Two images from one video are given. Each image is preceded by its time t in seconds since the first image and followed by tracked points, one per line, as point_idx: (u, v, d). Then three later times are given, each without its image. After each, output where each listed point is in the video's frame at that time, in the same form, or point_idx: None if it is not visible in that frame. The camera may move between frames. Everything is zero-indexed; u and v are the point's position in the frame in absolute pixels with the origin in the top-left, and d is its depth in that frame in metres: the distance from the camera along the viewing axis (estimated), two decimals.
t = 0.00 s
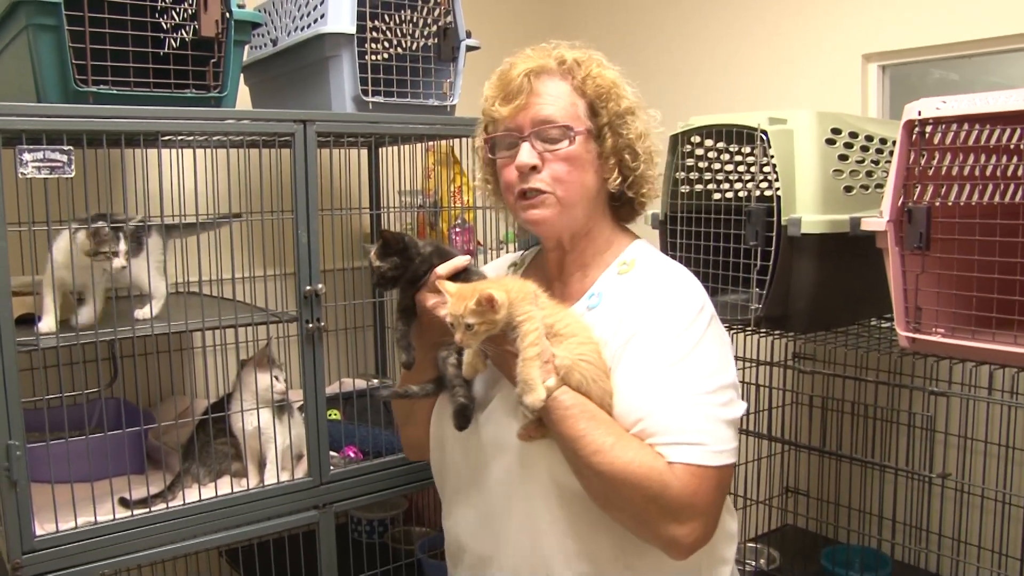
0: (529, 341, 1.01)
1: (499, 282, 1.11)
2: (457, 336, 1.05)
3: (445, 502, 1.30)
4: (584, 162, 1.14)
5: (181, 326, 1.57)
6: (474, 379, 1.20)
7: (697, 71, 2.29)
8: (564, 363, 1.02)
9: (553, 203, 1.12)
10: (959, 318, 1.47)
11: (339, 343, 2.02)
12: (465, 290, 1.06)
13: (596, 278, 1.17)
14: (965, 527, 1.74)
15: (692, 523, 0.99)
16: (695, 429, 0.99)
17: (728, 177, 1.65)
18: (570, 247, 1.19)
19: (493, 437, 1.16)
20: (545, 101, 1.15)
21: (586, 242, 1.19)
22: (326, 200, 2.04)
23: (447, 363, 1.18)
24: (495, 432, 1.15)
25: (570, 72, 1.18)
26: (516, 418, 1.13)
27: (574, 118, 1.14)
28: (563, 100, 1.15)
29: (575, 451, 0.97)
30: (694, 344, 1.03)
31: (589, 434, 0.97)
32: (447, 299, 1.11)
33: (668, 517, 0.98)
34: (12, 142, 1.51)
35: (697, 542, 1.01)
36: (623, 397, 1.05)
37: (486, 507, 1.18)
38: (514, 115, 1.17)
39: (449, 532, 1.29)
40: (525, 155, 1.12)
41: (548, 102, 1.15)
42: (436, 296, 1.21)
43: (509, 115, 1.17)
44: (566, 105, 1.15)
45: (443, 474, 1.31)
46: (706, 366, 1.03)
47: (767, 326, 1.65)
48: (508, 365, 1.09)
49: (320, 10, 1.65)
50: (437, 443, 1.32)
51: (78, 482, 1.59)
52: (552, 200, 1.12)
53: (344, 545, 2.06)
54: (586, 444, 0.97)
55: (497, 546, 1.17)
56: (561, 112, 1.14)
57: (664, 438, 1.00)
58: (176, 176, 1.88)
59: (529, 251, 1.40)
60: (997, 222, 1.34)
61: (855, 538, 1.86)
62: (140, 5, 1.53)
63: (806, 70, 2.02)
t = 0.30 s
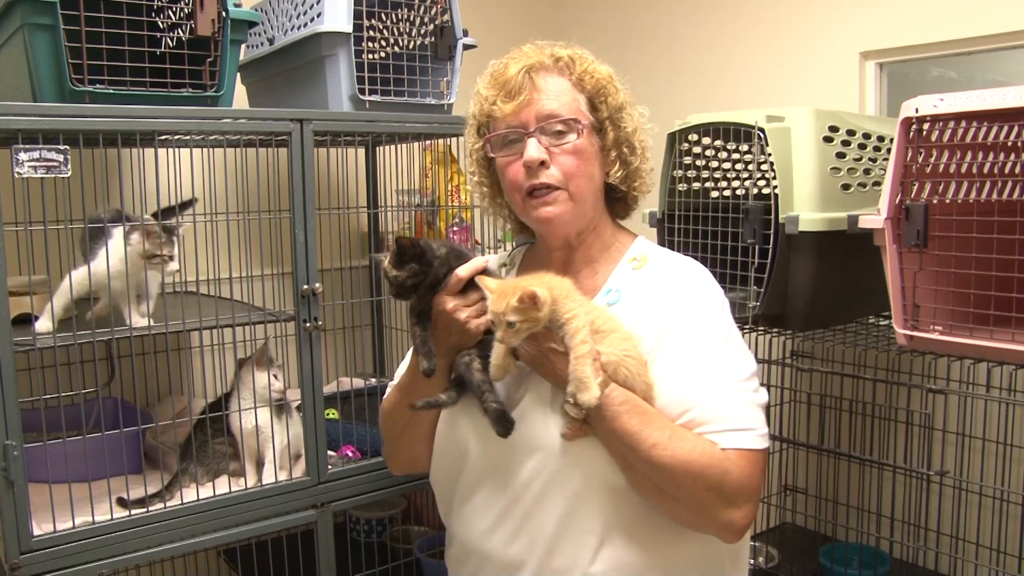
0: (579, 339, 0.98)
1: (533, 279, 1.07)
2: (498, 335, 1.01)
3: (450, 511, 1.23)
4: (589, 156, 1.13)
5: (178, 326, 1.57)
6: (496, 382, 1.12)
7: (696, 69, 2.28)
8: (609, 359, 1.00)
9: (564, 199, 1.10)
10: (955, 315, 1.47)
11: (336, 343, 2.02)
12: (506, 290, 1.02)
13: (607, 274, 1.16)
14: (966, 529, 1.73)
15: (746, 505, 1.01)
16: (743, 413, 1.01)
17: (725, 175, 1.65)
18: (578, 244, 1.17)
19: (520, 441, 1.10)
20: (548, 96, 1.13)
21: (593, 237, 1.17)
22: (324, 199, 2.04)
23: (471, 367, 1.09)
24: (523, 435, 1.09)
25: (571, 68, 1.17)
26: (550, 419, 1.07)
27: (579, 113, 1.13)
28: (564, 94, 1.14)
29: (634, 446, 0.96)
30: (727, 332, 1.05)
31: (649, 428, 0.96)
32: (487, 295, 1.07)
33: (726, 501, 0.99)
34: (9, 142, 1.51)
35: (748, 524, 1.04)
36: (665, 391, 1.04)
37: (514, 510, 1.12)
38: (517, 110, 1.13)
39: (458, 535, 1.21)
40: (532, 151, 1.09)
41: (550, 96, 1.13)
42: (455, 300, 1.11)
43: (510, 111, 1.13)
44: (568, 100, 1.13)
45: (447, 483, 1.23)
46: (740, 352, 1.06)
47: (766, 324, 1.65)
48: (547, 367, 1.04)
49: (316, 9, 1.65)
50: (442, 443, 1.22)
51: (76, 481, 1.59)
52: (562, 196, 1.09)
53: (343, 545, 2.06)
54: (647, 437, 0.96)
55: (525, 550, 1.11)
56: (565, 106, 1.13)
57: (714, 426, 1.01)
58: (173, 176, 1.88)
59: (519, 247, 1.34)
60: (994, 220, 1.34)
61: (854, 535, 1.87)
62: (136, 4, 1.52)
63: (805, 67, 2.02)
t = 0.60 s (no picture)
0: (611, 339, 0.98)
1: (560, 278, 1.07)
2: (529, 336, 1.01)
3: (466, 517, 1.21)
4: (604, 153, 1.12)
5: (174, 326, 1.56)
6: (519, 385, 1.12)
7: (695, 68, 2.28)
8: (638, 359, 1.00)
9: (577, 194, 1.09)
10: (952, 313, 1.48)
11: (334, 342, 2.02)
12: (535, 291, 1.01)
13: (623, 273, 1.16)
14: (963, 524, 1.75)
15: (775, 500, 1.01)
16: (770, 408, 1.01)
17: (723, 174, 1.65)
18: (591, 241, 1.17)
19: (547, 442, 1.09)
20: (562, 93, 1.13)
21: (605, 235, 1.17)
22: (321, 198, 2.04)
23: (496, 372, 1.10)
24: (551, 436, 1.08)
25: (584, 63, 1.17)
26: (580, 419, 1.07)
27: (592, 109, 1.13)
28: (578, 92, 1.14)
29: (668, 445, 0.96)
30: (749, 329, 1.06)
31: (682, 427, 0.96)
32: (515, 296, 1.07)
33: (756, 497, 0.99)
34: (4, 142, 1.50)
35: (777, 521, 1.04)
36: (691, 390, 1.04)
37: (539, 512, 1.10)
38: (530, 107, 1.13)
39: (476, 540, 1.19)
40: (548, 146, 1.09)
41: (563, 93, 1.13)
42: (476, 304, 1.09)
43: (523, 108, 1.13)
44: (582, 97, 1.13)
45: (463, 489, 1.21)
46: (762, 347, 1.06)
47: (764, 323, 1.65)
48: (576, 368, 1.03)
49: (313, 8, 1.64)
50: (459, 447, 1.20)
51: (73, 481, 1.59)
52: (575, 191, 1.09)
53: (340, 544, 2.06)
54: (680, 435, 0.96)
55: (551, 552, 1.10)
56: (578, 103, 1.13)
57: (743, 422, 1.01)
58: (170, 175, 1.88)
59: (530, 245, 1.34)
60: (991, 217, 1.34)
61: (853, 533, 1.87)
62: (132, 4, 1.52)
63: (804, 66, 2.02)
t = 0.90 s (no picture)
0: (620, 338, 0.98)
1: (569, 277, 1.06)
2: (537, 335, 1.01)
3: (475, 516, 1.21)
4: (615, 150, 1.12)
5: (166, 326, 1.56)
6: (528, 384, 1.12)
7: (689, 68, 2.29)
8: (647, 358, 0.99)
9: (587, 191, 1.08)
10: (943, 311, 1.48)
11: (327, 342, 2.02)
12: (542, 291, 1.01)
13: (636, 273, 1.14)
14: (955, 522, 1.77)
15: (786, 504, 0.99)
16: (780, 410, 0.99)
17: (715, 173, 1.65)
18: (603, 241, 1.16)
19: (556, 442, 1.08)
20: (568, 93, 1.13)
21: (617, 234, 1.16)
22: (314, 198, 2.04)
23: (506, 370, 1.11)
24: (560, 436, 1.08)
25: (590, 62, 1.17)
26: (589, 419, 1.06)
27: (600, 107, 1.13)
28: (585, 91, 1.14)
29: (675, 445, 0.94)
30: (761, 330, 1.03)
31: (691, 427, 0.94)
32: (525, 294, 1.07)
33: (766, 499, 0.97)
34: None
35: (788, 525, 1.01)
36: (700, 390, 1.02)
37: (546, 512, 1.10)
38: (537, 106, 1.13)
39: (484, 538, 1.18)
40: (556, 145, 1.08)
41: (570, 92, 1.13)
42: (486, 302, 1.11)
43: (531, 108, 1.13)
44: (588, 96, 1.13)
45: (473, 488, 1.21)
46: (774, 349, 1.04)
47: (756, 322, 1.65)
48: (585, 366, 1.03)
49: (306, 7, 1.64)
50: (467, 447, 1.20)
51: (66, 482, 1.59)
52: (585, 189, 1.08)
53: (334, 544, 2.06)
54: (688, 435, 0.94)
55: (558, 552, 1.09)
56: (585, 101, 1.13)
57: (752, 424, 0.99)
58: (162, 175, 1.88)
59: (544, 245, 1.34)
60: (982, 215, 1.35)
61: (846, 531, 1.88)
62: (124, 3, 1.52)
63: (797, 66, 2.03)
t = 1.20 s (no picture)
0: (624, 339, 0.97)
1: (576, 277, 1.06)
2: (543, 336, 1.00)
3: (481, 516, 1.22)
4: (620, 152, 1.12)
5: (159, 327, 1.56)
6: (534, 384, 1.11)
7: (684, 69, 2.29)
8: (653, 359, 0.98)
9: (593, 194, 1.09)
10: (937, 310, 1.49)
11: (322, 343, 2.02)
12: (547, 292, 1.01)
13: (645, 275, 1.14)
14: (948, 519, 1.78)
15: (790, 509, 0.99)
16: (786, 415, 0.99)
17: (709, 173, 1.65)
18: (612, 242, 1.16)
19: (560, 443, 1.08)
20: (572, 94, 1.13)
21: (627, 234, 1.16)
22: (308, 199, 2.04)
23: (511, 371, 1.09)
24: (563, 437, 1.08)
25: (595, 63, 1.17)
26: (593, 420, 1.06)
27: (604, 109, 1.13)
28: (589, 92, 1.13)
29: (678, 448, 0.94)
30: (769, 333, 1.03)
31: (694, 430, 0.94)
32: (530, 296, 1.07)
33: (770, 504, 0.97)
34: None
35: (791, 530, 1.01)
36: (706, 393, 1.02)
37: (550, 513, 1.10)
38: (541, 110, 1.13)
39: (489, 538, 1.19)
40: (559, 148, 1.09)
41: (573, 94, 1.13)
42: (495, 302, 1.11)
43: (534, 111, 1.14)
44: (593, 97, 1.13)
45: (479, 488, 1.21)
46: (782, 353, 1.03)
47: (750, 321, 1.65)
48: (588, 367, 1.03)
49: (299, 8, 1.64)
50: (473, 446, 1.20)
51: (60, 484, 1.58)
52: (590, 191, 1.09)
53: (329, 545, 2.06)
54: (691, 438, 0.94)
55: (560, 553, 1.10)
56: (589, 103, 1.12)
57: (757, 428, 0.99)
58: (156, 177, 1.88)
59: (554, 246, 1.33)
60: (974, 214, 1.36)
61: (842, 529, 1.89)
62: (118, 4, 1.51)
63: (790, 66, 2.03)
